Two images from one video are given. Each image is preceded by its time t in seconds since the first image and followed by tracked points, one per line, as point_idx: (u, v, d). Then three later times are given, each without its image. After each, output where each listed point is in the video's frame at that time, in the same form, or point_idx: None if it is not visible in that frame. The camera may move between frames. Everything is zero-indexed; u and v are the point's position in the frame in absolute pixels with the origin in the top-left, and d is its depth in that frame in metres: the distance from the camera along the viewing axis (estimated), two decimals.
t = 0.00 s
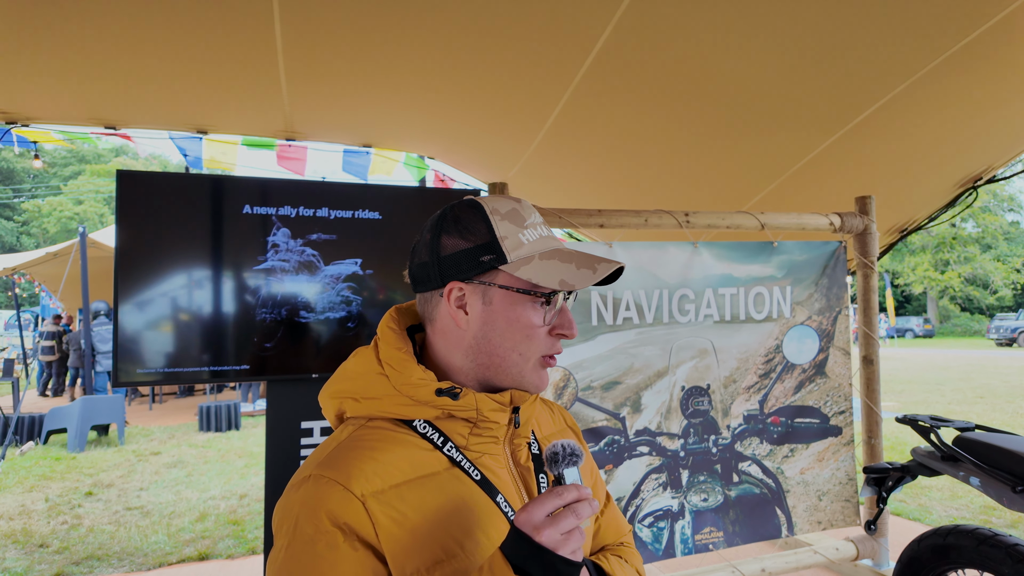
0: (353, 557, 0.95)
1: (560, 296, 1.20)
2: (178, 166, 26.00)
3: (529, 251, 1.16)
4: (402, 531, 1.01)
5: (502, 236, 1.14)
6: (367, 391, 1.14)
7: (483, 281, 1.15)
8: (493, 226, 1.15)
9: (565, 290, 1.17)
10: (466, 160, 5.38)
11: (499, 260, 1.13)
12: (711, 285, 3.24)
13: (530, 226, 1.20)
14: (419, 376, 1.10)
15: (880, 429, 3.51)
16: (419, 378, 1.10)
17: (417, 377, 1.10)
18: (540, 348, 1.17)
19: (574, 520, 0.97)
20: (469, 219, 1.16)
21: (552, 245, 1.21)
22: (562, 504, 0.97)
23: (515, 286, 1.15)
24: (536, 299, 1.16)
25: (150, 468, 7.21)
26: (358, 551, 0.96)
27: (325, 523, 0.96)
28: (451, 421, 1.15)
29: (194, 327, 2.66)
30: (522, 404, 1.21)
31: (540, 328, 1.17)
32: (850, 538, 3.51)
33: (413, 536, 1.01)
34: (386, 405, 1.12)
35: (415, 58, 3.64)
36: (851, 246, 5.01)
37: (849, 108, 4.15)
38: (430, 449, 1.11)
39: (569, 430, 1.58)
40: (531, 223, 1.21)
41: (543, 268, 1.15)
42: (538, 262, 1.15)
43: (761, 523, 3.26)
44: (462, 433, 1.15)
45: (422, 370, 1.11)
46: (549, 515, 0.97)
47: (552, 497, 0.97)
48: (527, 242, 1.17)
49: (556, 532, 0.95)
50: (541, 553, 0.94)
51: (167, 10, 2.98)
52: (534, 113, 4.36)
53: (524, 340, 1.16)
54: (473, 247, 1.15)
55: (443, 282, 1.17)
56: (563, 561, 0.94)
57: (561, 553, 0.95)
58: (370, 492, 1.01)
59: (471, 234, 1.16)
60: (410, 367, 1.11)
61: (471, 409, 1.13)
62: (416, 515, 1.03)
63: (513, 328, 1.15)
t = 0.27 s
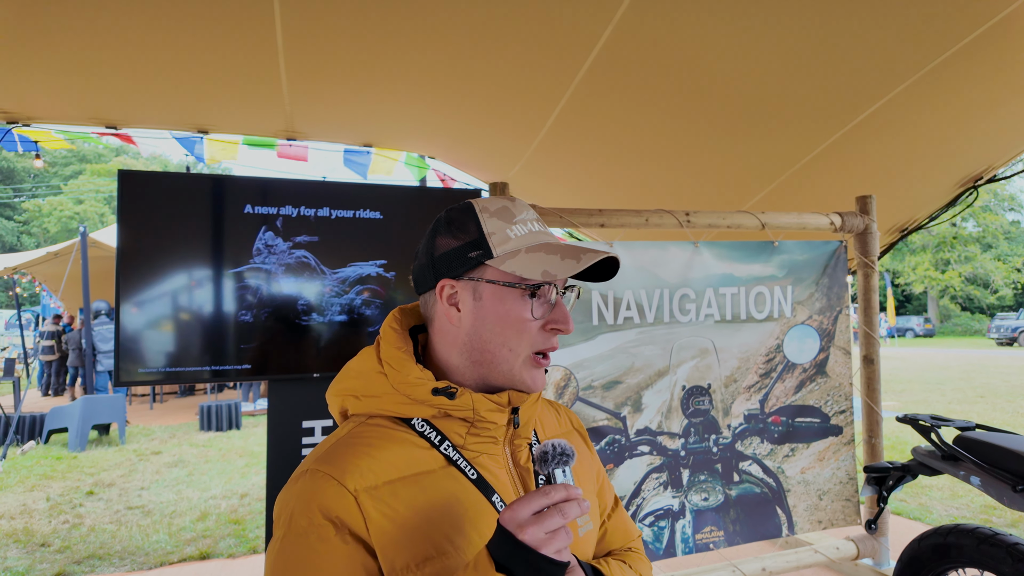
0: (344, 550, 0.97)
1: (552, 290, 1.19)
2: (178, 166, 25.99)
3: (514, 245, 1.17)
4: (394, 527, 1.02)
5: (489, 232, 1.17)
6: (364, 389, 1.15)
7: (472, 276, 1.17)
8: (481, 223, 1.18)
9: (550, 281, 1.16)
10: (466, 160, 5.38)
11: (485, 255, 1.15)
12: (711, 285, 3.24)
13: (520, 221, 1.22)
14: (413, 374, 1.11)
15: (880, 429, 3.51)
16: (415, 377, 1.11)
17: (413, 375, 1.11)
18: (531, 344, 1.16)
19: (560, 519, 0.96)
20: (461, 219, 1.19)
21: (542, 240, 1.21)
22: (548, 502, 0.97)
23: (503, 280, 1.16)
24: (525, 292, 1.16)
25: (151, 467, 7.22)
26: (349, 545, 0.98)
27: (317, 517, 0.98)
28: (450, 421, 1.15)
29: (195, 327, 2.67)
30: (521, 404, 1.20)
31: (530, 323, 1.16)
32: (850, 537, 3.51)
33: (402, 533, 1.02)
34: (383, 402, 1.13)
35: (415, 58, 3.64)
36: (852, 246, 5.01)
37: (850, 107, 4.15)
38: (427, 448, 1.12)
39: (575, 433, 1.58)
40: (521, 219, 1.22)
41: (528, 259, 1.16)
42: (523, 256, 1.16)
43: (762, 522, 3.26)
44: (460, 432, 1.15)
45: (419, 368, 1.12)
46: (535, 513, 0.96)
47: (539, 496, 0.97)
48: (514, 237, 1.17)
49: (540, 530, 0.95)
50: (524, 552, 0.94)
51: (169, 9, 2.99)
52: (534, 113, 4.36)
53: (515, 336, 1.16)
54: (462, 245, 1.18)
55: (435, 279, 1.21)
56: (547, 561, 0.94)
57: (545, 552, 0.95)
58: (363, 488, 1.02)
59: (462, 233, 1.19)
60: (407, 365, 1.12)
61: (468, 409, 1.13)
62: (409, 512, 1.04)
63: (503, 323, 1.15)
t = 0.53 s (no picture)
0: (302, 519, 1.24)
1: (472, 270, 1.41)
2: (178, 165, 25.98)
3: (435, 227, 1.43)
4: (348, 506, 1.25)
5: (428, 220, 1.48)
6: (362, 379, 1.43)
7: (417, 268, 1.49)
8: (427, 214, 1.49)
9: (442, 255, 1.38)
10: (467, 158, 5.39)
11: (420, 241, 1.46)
12: (712, 283, 3.24)
13: (455, 205, 1.44)
14: (391, 365, 1.37)
15: (881, 427, 3.52)
16: (393, 367, 1.37)
17: (394, 365, 1.37)
18: (456, 322, 1.38)
19: (487, 512, 0.98)
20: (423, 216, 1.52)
21: (464, 218, 1.40)
22: (481, 494, 1.00)
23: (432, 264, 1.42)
24: (445, 273, 1.40)
25: (153, 465, 7.24)
26: (307, 516, 1.25)
27: (287, 489, 1.26)
28: (428, 410, 1.37)
29: (195, 326, 2.75)
30: (503, 396, 1.38)
31: (448, 301, 1.38)
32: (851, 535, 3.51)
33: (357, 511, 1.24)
34: (372, 391, 1.40)
35: (416, 57, 3.65)
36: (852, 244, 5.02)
37: (849, 106, 4.16)
38: (406, 434, 1.35)
39: (595, 430, 1.57)
40: (457, 203, 1.45)
41: (432, 238, 1.40)
42: (436, 237, 1.41)
43: (762, 520, 3.26)
44: (439, 422, 1.36)
45: (399, 361, 1.38)
46: (465, 503, 1.00)
47: (472, 487, 1.00)
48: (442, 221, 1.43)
49: (464, 519, 0.99)
50: (441, 537, 0.99)
51: (170, 8, 2.99)
52: (535, 112, 4.37)
53: (442, 315, 1.39)
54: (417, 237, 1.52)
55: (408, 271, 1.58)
56: (461, 551, 0.98)
57: (465, 540, 0.99)
58: (331, 468, 1.28)
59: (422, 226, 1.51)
60: (391, 356, 1.39)
61: (441, 398, 1.34)
62: (366, 494, 1.26)
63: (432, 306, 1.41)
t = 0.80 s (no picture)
0: (286, 497, 1.38)
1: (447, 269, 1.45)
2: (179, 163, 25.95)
3: (417, 227, 1.49)
4: (325, 490, 1.37)
5: (414, 220, 1.54)
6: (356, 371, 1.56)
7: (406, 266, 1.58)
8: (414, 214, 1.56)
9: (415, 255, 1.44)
10: (468, 157, 5.39)
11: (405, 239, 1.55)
12: (714, 281, 3.24)
13: (437, 204, 1.49)
14: (380, 359, 1.49)
15: (882, 425, 3.51)
16: (382, 360, 1.49)
17: (383, 359, 1.49)
18: (432, 321, 1.43)
19: (413, 500, 0.98)
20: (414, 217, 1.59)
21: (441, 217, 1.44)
22: (411, 481, 1.00)
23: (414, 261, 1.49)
24: (422, 272, 1.46)
25: (154, 464, 7.25)
26: (290, 495, 1.39)
27: (278, 468, 1.41)
28: (412, 403, 1.46)
29: (197, 325, 2.78)
30: (483, 391, 1.44)
31: (425, 299, 1.44)
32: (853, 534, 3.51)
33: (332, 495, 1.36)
34: (362, 383, 1.53)
35: (416, 56, 3.66)
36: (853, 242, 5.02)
37: (850, 104, 4.16)
38: (391, 426, 1.46)
39: (596, 435, 1.54)
40: (439, 202, 1.50)
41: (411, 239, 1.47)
42: (417, 237, 1.47)
43: (763, 518, 3.26)
44: (421, 415, 1.45)
45: (386, 355, 1.49)
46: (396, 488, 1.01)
47: (404, 474, 1.00)
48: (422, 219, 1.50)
49: (391, 503, 0.99)
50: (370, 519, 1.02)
51: (172, 7, 3.00)
52: (535, 110, 4.37)
53: (420, 313, 1.45)
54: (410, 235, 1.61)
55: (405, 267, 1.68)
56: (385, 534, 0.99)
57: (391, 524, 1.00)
58: (316, 453, 1.41)
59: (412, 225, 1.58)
60: (380, 351, 1.51)
61: (420, 391, 1.44)
62: (343, 480, 1.37)
63: (413, 304, 1.48)
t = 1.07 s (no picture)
0: (281, 490, 1.41)
1: (456, 266, 1.46)
2: (180, 162, 25.95)
3: (427, 225, 1.50)
4: (317, 485, 1.38)
5: (424, 218, 1.55)
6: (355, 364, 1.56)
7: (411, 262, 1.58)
8: (424, 211, 1.56)
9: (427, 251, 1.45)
10: (470, 156, 5.39)
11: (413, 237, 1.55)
12: (716, 280, 3.24)
13: (448, 204, 1.50)
14: (379, 356, 1.49)
15: (884, 424, 3.51)
16: (381, 357, 1.49)
17: (382, 356, 1.49)
18: (438, 317, 1.45)
19: (399, 497, 0.98)
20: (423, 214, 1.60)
21: (453, 217, 1.46)
22: (398, 479, 1.00)
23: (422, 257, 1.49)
24: (430, 268, 1.47)
25: (156, 463, 7.27)
26: (285, 488, 1.41)
27: (275, 460, 1.44)
28: (408, 400, 1.46)
29: (199, 324, 2.82)
30: (479, 393, 1.44)
31: (432, 294, 1.45)
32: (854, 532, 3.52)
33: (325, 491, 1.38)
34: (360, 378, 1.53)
35: (418, 55, 3.66)
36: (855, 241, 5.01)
37: (852, 103, 4.15)
38: (388, 423, 1.46)
39: (593, 441, 1.52)
40: (451, 202, 1.51)
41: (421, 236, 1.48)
42: (427, 234, 1.48)
43: (764, 517, 3.27)
44: (417, 413, 1.45)
45: (384, 352, 1.49)
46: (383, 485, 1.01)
47: (390, 472, 1.01)
48: (433, 218, 1.50)
49: (377, 500, 1.00)
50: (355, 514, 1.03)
51: (174, 6, 3.00)
52: (537, 109, 4.37)
53: (426, 309, 1.46)
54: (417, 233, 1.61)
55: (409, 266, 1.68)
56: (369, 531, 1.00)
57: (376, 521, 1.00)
58: (310, 448, 1.42)
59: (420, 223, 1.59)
60: (379, 347, 1.50)
61: (417, 390, 1.43)
62: (336, 475, 1.39)
63: (419, 300, 1.49)
